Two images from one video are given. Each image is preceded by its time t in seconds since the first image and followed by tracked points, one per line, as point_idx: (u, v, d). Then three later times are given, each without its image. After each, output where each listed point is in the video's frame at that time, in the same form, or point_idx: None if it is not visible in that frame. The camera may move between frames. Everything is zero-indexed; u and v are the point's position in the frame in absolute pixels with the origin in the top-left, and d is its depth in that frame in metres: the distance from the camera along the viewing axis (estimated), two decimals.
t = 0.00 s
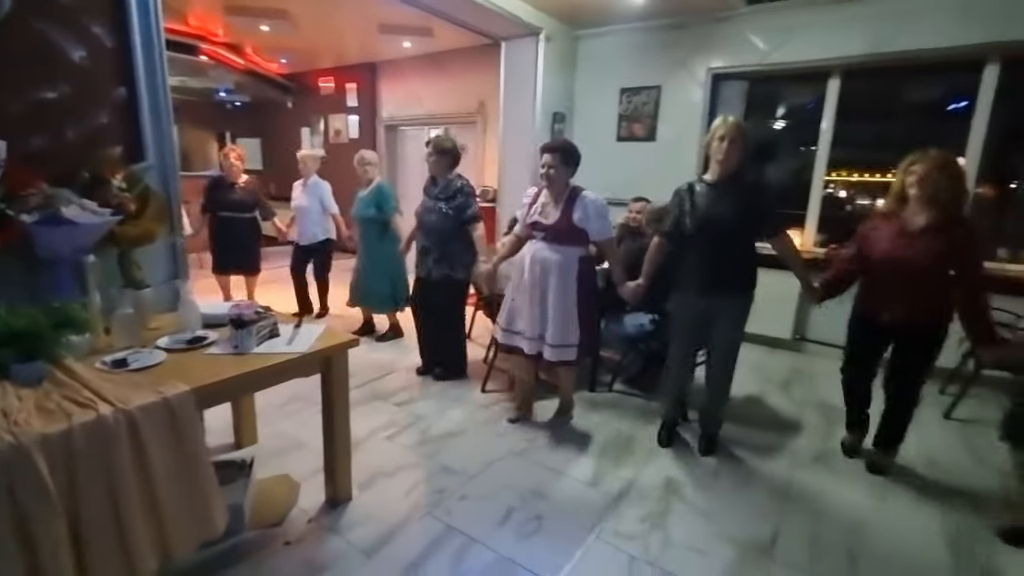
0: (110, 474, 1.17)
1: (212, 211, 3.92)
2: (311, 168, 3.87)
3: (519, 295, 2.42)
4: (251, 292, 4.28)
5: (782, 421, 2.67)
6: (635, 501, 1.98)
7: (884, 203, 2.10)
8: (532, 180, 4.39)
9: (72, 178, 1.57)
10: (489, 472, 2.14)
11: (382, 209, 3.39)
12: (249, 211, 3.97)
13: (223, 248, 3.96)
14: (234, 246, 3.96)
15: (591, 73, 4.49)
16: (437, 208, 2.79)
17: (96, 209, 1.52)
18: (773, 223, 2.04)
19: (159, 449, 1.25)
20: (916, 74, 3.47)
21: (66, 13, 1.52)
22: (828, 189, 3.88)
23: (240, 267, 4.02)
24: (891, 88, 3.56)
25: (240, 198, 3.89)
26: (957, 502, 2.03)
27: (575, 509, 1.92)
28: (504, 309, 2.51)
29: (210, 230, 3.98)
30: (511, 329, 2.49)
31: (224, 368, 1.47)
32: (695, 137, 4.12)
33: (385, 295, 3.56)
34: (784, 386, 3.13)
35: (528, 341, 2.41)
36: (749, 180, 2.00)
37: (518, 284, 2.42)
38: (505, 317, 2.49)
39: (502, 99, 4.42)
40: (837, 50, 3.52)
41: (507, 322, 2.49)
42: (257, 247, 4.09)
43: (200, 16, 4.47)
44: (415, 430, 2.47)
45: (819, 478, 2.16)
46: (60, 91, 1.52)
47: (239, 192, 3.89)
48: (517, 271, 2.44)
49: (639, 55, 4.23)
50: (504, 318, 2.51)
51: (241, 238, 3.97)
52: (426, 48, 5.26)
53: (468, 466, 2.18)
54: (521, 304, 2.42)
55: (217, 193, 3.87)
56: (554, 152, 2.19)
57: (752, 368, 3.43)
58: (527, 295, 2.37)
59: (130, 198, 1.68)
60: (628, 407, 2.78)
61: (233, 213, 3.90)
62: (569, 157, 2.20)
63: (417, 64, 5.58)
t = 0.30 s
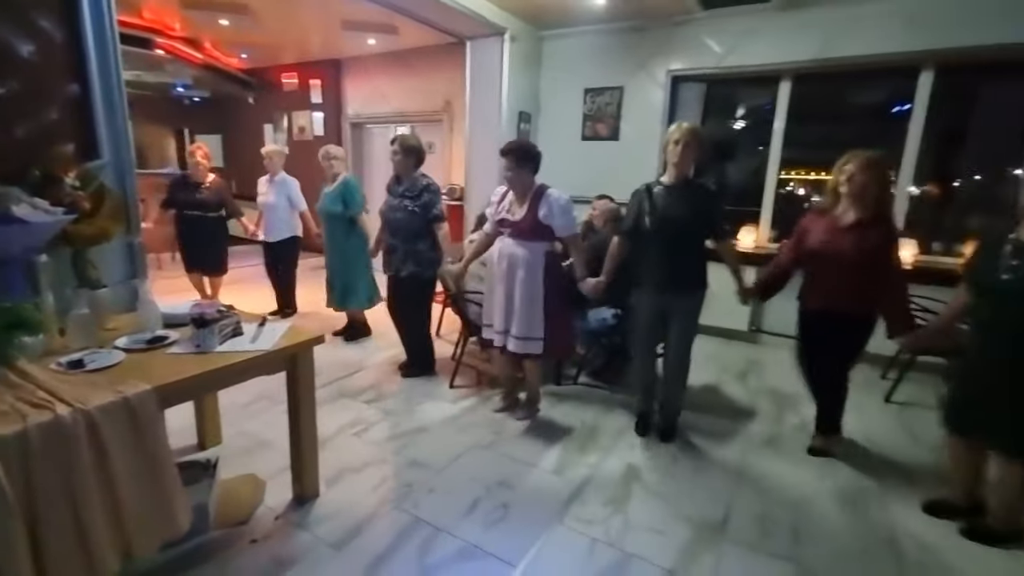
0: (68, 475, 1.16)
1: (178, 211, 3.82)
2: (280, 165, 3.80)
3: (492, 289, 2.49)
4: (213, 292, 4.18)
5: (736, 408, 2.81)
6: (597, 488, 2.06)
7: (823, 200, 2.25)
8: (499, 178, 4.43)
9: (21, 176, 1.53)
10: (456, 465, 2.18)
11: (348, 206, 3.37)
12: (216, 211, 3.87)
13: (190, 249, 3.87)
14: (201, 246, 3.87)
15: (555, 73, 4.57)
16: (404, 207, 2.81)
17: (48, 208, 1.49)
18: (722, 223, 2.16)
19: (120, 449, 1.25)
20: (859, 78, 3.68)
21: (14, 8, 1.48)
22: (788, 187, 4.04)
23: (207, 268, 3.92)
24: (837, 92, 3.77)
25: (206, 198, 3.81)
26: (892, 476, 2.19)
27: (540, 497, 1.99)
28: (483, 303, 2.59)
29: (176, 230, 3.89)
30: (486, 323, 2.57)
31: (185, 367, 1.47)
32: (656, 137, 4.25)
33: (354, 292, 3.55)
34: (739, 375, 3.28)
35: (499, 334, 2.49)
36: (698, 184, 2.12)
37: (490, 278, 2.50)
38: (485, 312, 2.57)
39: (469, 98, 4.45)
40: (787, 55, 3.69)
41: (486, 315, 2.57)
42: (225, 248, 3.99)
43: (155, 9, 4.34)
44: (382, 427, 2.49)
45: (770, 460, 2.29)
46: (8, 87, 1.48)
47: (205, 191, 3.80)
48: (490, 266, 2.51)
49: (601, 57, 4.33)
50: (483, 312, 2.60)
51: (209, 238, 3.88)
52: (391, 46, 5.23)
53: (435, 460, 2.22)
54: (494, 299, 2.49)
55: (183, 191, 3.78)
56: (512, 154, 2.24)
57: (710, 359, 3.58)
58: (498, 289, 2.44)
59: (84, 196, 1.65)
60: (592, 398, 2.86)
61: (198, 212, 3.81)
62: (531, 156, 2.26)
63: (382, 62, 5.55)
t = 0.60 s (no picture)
0: (26, 475, 1.16)
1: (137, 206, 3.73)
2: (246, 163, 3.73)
3: (454, 282, 2.53)
4: (176, 291, 4.09)
5: (695, 397, 2.94)
6: (561, 476, 2.13)
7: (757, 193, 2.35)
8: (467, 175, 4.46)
9: None
10: (424, 458, 2.22)
11: (314, 200, 3.36)
12: (176, 207, 3.78)
13: (151, 246, 3.77)
14: (162, 242, 3.78)
15: (522, 71, 4.62)
16: (366, 201, 2.82)
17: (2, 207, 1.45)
18: (664, 215, 2.28)
19: (80, 448, 1.25)
20: (810, 81, 3.85)
21: None
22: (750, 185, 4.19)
23: (170, 265, 3.84)
24: (790, 94, 3.94)
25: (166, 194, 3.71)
26: (836, 457, 2.34)
27: (506, 487, 2.05)
28: (444, 296, 2.63)
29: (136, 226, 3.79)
30: (453, 315, 2.61)
31: (147, 365, 1.47)
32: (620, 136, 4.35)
33: (318, 287, 3.53)
34: (698, 365, 3.42)
35: (464, 324, 2.53)
36: (643, 179, 2.23)
37: (450, 271, 2.53)
38: (449, 304, 2.60)
39: (436, 95, 4.45)
40: (744, 58, 3.84)
41: (450, 307, 2.60)
42: (187, 245, 3.90)
43: None
44: (350, 423, 2.51)
45: (725, 445, 2.41)
46: None
47: (164, 187, 3.71)
48: (448, 260, 2.55)
49: (566, 56, 4.41)
50: (445, 305, 2.63)
51: (170, 235, 3.79)
52: (358, 41, 5.19)
53: (404, 453, 2.26)
54: (457, 291, 2.53)
55: (145, 190, 3.69)
56: (473, 149, 2.29)
57: (672, 350, 3.71)
58: (460, 282, 2.48)
59: (36, 193, 1.60)
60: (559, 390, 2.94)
61: (158, 208, 3.71)
62: (490, 151, 2.31)
63: (349, 57, 5.49)
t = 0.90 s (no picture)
0: None
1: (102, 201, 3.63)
2: (214, 161, 3.70)
3: (421, 279, 2.52)
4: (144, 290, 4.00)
5: (664, 388, 3.03)
6: (533, 466, 2.19)
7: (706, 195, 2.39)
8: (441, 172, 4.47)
9: None
10: (398, 453, 2.25)
11: (285, 197, 3.33)
12: (142, 202, 3.68)
13: (121, 242, 3.70)
14: (132, 238, 3.71)
15: (495, 69, 4.65)
16: (335, 199, 2.83)
17: None
18: (618, 211, 2.36)
19: (47, 446, 1.24)
20: (774, 83, 3.99)
21: None
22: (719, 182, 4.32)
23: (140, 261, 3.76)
24: (755, 95, 4.07)
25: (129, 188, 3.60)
26: (794, 443, 2.46)
27: (480, 479, 2.09)
28: (413, 291, 2.57)
29: (103, 221, 3.70)
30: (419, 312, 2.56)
31: (115, 364, 1.46)
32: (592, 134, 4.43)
33: (289, 282, 3.52)
34: (668, 357, 3.53)
35: (431, 320, 2.54)
36: (601, 175, 2.31)
37: (418, 266, 2.51)
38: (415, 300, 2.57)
39: (409, 92, 4.45)
40: (710, 59, 3.95)
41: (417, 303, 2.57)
42: (157, 240, 3.82)
43: None
44: (324, 420, 2.51)
45: (690, 434, 2.51)
46: None
47: (127, 181, 3.60)
48: (415, 257, 2.53)
49: (539, 55, 4.46)
50: (415, 301, 2.57)
51: (139, 231, 3.71)
52: (329, 37, 5.14)
53: (378, 448, 2.28)
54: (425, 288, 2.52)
55: (109, 187, 3.58)
56: (447, 145, 2.34)
57: (642, 343, 3.82)
58: (429, 278, 2.48)
59: None
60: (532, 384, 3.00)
61: (124, 203, 3.62)
62: (460, 150, 2.37)
63: (320, 53, 5.43)
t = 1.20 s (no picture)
0: None
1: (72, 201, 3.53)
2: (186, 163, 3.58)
3: (401, 283, 2.52)
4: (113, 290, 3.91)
5: (637, 382, 3.12)
6: (510, 459, 2.24)
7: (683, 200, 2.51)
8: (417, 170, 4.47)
9: None
10: (376, 449, 2.27)
11: (255, 196, 3.30)
12: (114, 202, 3.60)
13: (91, 243, 3.61)
14: (103, 239, 3.62)
15: (471, 67, 4.67)
16: (311, 200, 2.82)
17: None
18: (597, 214, 2.42)
19: (18, 447, 1.23)
20: (742, 84, 4.11)
21: None
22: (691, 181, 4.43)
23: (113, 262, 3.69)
24: (725, 96, 4.19)
25: (101, 188, 3.53)
26: (760, 432, 2.56)
27: (458, 472, 2.13)
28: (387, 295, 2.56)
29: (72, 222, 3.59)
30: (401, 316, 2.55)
31: (87, 363, 1.45)
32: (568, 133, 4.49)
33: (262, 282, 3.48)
34: (642, 351, 3.62)
35: (416, 324, 2.54)
36: (578, 178, 2.37)
37: (400, 270, 2.51)
38: (389, 304, 2.55)
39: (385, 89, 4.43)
40: (682, 61, 4.05)
41: (393, 308, 2.54)
42: (131, 241, 3.75)
43: None
44: (301, 418, 2.51)
45: (663, 425, 2.59)
46: None
47: (99, 181, 3.52)
48: (398, 261, 2.51)
49: (514, 54, 4.49)
50: (388, 305, 2.56)
51: (111, 231, 3.63)
52: (302, 32, 5.07)
53: (356, 445, 2.29)
54: (406, 292, 2.52)
55: (80, 185, 3.49)
56: (432, 148, 2.34)
57: (617, 338, 3.91)
58: (411, 281, 2.49)
59: None
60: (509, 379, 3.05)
61: (94, 203, 3.53)
62: (444, 154, 2.39)
63: (293, 48, 5.35)
